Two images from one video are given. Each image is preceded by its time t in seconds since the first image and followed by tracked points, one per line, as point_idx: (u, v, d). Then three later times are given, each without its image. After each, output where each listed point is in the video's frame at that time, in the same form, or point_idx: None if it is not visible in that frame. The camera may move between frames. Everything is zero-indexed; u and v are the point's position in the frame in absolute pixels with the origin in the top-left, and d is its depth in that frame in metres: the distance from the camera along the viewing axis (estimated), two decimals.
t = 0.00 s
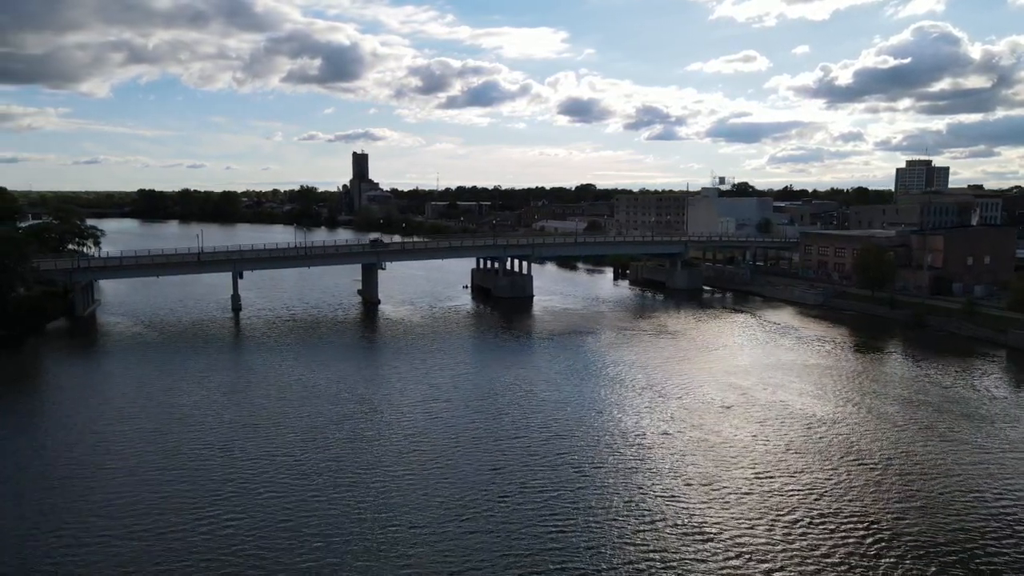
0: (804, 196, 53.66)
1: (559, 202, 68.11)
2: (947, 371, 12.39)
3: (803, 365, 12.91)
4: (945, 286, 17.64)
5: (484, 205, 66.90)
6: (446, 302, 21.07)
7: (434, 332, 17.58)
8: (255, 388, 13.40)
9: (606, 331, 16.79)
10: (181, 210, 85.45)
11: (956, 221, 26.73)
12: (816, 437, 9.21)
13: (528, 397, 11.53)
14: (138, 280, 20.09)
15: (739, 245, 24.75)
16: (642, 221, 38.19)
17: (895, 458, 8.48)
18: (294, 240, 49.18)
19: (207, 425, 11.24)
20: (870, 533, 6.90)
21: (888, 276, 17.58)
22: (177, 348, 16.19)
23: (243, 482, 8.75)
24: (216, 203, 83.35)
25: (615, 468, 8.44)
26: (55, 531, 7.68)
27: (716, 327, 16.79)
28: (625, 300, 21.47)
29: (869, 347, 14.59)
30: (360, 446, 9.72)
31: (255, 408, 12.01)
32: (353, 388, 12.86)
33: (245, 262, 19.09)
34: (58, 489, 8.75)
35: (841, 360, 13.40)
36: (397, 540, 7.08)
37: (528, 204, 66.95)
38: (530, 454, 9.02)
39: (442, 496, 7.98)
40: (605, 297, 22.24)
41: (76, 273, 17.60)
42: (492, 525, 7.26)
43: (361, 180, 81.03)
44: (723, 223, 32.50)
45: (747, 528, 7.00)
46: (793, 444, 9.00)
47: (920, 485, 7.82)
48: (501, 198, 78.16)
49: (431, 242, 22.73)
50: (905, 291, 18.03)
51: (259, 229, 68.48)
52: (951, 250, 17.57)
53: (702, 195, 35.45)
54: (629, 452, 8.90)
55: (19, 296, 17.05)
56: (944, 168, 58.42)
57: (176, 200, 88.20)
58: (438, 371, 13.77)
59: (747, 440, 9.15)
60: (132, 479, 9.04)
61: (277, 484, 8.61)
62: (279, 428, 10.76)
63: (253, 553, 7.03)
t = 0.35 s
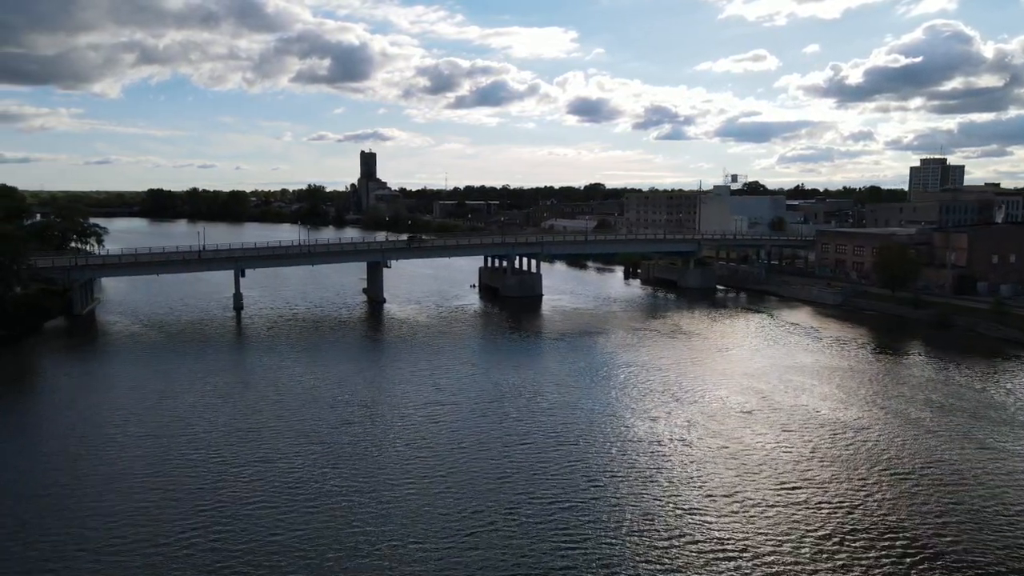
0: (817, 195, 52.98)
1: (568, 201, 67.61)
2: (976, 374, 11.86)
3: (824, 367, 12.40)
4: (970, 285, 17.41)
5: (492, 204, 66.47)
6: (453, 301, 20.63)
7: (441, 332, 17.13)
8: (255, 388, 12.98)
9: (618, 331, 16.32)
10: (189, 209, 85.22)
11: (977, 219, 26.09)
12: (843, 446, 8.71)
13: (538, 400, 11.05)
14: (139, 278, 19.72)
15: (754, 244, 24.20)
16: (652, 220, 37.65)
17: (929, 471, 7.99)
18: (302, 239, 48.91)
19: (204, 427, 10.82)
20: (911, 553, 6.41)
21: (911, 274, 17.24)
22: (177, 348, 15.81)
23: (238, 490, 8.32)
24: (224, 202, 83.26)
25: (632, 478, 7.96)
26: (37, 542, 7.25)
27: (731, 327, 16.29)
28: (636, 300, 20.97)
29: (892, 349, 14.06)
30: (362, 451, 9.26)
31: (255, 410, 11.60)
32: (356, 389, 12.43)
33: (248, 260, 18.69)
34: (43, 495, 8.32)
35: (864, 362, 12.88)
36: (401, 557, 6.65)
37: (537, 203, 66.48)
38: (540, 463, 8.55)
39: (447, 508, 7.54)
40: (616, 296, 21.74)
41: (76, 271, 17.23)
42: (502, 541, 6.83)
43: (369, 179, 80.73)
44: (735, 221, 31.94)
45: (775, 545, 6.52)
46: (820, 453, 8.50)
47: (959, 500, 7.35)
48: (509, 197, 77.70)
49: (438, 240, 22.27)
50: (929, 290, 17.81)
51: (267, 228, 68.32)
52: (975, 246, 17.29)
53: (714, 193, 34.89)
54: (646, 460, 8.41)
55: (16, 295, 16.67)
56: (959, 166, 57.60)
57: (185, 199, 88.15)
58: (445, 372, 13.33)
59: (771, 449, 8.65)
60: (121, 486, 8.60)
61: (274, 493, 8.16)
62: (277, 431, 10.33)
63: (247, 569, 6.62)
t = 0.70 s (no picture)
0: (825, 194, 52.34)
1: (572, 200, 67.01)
2: (1003, 377, 11.32)
3: (843, 370, 11.87)
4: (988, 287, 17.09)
5: (495, 203, 65.99)
6: (455, 301, 20.12)
7: (443, 333, 16.63)
8: (249, 390, 12.49)
9: (625, 332, 15.80)
10: (191, 209, 84.86)
11: (991, 218, 25.51)
12: (868, 453, 8.22)
13: (543, 404, 10.58)
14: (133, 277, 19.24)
15: (764, 243, 23.65)
16: (658, 219, 37.07)
17: (963, 481, 7.48)
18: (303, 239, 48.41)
19: (194, 432, 10.34)
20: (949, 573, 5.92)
21: (927, 275, 16.73)
22: (171, 348, 15.33)
23: (226, 502, 7.86)
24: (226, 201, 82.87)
25: (643, 490, 7.50)
26: (10, 560, 6.78)
27: (742, 328, 15.76)
28: (643, 300, 20.45)
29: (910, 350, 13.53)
30: (361, 459, 8.82)
31: (248, 413, 11.11)
32: (353, 392, 11.94)
33: (245, 258, 18.21)
34: (19, 507, 7.84)
35: (883, 364, 12.35)
36: None
37: (541, 203, 65.93)
38: (545, 473, 8.09)
39: (449, 524, 7.07)
40: (622, 295, 21.22)
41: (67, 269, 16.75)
42: (508, 561, 6.36)
43: (372, 179, 80.27)
44: (744, 219, 31.37)
45: (803, 566, 6.04)
46: (844, 461, 8.03)
47: (998, 513, 6.86)
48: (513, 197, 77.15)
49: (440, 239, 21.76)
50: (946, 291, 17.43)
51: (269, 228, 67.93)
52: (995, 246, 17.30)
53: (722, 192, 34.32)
54: (659, 470, 7.96)
55: (7, 294, 16.21)
56: (967, 165, 56.91)
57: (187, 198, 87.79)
58: (446, 373, 12.85)
59: (791, 457, 8.17)
60: (102, 497, 8.13)
61: (263, 505, 7.70)
62: (270, 437, 9.84)
63: None
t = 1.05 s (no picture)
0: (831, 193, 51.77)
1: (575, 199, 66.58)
2: None
3: (861, 372, 11.40)
4: (1007, 285, 16.60)
5: (498, 202, 65.49)
6: (457, 300, 19.68)
7: (444, 333, 16.19)
8: (241, 392, 12.02)
9: (631, 332, 15.36)
10: (192, 208, 84.42)
11: (1006, 216, 24.96)
12: (895, 466, 7.82)
13: (548, 408, 10.16)
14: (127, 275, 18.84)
15: (772, 242, 23.18)
16: (663, 218, 36.61)
17: (999, 500, 7.13)
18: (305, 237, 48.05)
19: (184, 435, 9.91)
20: None
21: (943, 274, 16.25)
22: (163, 348, 14.91)
23: (215, 513, 7.47)
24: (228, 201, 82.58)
25: (660, 507, 7.11)
26: None
27: (752, 328, 15.29)
28: (649, 299, 19.98)
29: (929, 351, 13.05)
30: (359, 466, 8.43)
31: (240, 415, 10.70)
32: (351, 394, 11.51)
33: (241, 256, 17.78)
34: None
35: (902, 366, 11.86)
36: None
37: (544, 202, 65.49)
38: (555, 485, 7.69)
39: (449, 540, 6.68)
40: (628, 295, 20.74)
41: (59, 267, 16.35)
42: None
43: (374, 178, 79.98)
44: (751, 218, 30.86)
45: None
46: (870, 475, 7.63)
47: None
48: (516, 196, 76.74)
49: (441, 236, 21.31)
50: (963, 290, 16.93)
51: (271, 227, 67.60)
52: (1014, 243, 16.83)
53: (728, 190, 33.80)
54: (675, 485, 7.57)
55: None
56: (975, 164, 56.40)
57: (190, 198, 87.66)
58: (446, 375, 12.38)
59: (814, 470, 7.78)
60: (83, 507, 7.68)
61: (258, 518, 7.31)
62: (262, 441, 9.42)
63: None
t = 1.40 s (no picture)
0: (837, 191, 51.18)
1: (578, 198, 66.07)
2: None
3: (881, 374, 10.90)
4: None
5: (500, 201, 65.14)
6: (458, 299, 19.18)
7: (444, 332, 15.70)
8: (232, 393, 11.51)
9: (637, 332, 14.87)
10: (193, 207, 84.01)
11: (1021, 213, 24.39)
12: (928, 476, 7.34)
13: (554, 412, 9.69)
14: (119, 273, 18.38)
15: (781, 240, 22.66)
16: (668, 216, 36.07)
17: None
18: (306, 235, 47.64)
19: (170, 440, 9.45)
20: None
21: (961, 272, 15.74)
22: (154, 349, 14.45)
23: (198, 526, 7.02)
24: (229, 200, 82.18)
25: (677, 524, 6.63)
26: None
27: (763, 328, 14.79)
28: (655, 298, 19.47)
29: (949, 352, 12.54)
30: (353, 476, 7.98)
31: (231, 418, 10.23)
32: (347, 397, 11.03)
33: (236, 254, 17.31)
34: None
35: (923, 367, 11.35)
36: None
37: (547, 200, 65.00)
38: (564, 496, 7.21)
39: (448, 560, 6.23)
40: (633, 294, 20.23)
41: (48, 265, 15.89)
42: None
43: (376, 177, 79.57)
44: (758, 216, 30.31)
45: None
46: (902, 488, 7.14)
47: None
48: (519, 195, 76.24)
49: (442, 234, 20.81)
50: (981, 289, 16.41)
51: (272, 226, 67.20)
52: None
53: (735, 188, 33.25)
54: (693, 498, 7.08)
55: None
56: (983, 162, 55.79)
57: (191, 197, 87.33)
58: (447, 378, 11.85)
59: (841, 482, 7.29)
60: (59, 519, 7.22)
61: (247, 533, 6.84)
62: (253, 448, 8.95)
63: None
